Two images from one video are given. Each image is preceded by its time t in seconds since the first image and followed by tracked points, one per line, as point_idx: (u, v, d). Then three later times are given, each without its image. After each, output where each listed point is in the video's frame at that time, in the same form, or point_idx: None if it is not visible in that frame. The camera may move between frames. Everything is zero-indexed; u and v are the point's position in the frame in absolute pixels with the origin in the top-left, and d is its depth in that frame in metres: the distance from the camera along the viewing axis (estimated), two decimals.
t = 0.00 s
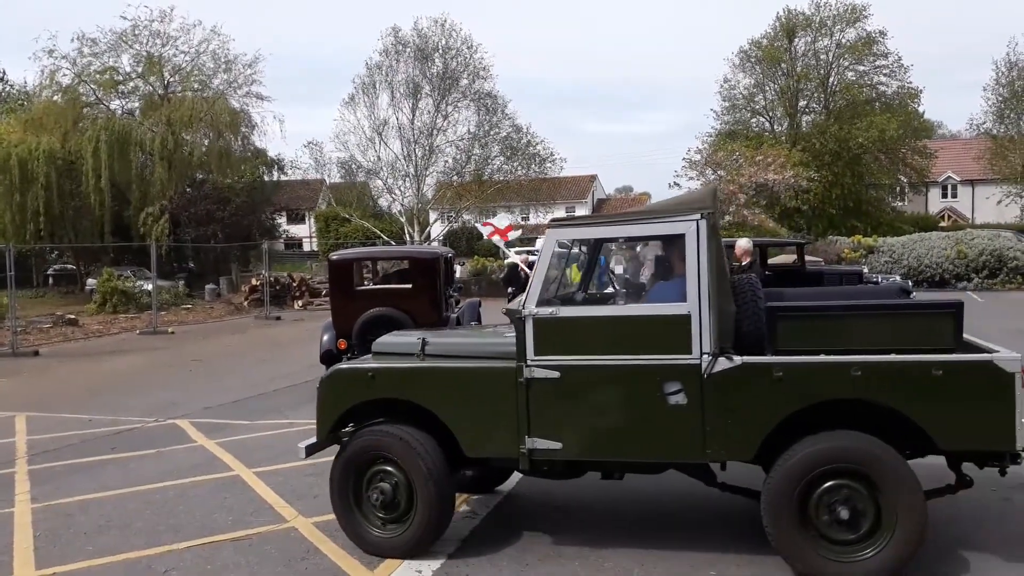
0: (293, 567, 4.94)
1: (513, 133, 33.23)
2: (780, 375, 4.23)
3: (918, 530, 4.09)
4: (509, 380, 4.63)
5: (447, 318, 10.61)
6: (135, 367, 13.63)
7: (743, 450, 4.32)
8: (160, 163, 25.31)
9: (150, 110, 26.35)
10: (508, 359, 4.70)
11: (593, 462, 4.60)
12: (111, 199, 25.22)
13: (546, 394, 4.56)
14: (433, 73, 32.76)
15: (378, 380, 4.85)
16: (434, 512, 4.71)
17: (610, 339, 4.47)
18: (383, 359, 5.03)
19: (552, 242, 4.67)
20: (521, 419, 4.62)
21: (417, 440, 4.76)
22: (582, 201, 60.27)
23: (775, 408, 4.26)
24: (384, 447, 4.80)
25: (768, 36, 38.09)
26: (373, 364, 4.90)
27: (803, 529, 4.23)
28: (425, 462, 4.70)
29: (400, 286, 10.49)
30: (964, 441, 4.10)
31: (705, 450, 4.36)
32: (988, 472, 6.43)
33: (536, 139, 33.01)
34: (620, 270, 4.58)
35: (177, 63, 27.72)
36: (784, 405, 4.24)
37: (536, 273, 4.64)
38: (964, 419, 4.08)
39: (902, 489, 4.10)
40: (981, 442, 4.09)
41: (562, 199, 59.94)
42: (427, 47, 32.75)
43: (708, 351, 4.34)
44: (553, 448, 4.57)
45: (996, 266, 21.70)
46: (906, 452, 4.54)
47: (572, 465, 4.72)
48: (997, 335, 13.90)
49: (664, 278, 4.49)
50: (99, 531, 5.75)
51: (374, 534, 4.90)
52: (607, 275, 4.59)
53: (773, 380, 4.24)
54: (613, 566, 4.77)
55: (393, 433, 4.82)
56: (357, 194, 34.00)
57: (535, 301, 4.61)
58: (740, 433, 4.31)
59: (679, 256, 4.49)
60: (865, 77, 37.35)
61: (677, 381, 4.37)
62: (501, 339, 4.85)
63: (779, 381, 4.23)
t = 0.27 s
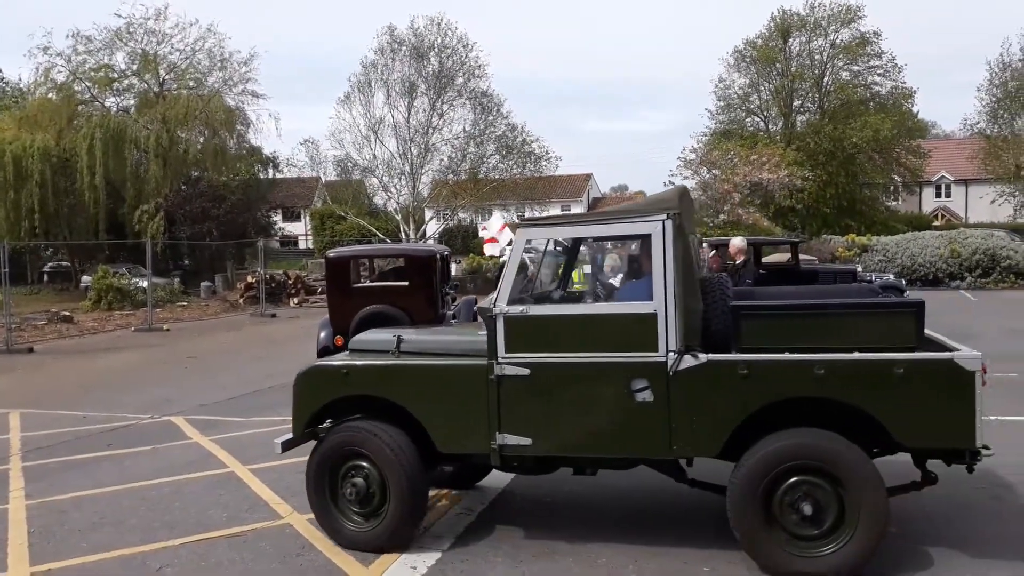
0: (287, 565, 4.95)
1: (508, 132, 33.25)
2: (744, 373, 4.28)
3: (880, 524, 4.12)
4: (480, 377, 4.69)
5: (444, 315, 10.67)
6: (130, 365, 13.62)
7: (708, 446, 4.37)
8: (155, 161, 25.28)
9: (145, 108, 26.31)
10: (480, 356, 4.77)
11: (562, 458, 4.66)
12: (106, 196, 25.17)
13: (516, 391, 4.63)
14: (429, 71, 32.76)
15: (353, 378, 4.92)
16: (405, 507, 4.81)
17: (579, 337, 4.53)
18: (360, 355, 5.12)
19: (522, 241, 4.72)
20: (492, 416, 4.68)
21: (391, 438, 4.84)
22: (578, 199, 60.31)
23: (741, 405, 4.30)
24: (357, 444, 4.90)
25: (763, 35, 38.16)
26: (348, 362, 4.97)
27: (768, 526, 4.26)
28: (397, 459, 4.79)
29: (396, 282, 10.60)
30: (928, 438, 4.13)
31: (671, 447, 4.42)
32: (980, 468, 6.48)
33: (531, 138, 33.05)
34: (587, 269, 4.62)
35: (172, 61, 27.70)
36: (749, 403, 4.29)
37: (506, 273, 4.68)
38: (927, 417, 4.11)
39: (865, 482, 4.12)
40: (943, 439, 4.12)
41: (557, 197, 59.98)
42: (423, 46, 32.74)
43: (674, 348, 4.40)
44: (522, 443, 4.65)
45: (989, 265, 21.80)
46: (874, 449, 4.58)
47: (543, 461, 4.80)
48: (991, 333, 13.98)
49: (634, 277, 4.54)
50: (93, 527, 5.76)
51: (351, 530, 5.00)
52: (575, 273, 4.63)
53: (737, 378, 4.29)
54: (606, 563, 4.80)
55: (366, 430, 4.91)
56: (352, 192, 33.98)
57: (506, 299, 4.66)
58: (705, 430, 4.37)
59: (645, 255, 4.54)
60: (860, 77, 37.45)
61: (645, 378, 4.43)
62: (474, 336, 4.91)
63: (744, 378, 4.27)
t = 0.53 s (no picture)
0: (278, 563, 4.91)
1: (502, 129, 33.21)
2: (705, 372, 4.30)
3: (839, 522, 4.14)
4: (447, 374, 4.71)
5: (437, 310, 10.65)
6: (120, 362, 13.54)
7: (671, 444, 4.39)
8: (147, 156, 25.16)
9: (137, 102, 26.17)
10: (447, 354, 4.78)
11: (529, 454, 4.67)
12: (97, 191, 25.02)
13: (483, 388, 4.64)
14: (423, 68, 32.68)
15: (322, 375, 4.93)
16: (373, 503, 4.84)
17: (544, 335, 4.56)
18: (330, 352, 5.12)
19: (489, 242, 4.76)
20: (459, 412, 4.69)
21: (359, 435, 4.85)
22: (572, 198, 60.31)
23: (702, 404, 4.33)
24: (325, 440, 4.93)
25: (757, 34, 38.19)
26: (317, 358, 4.98)
27: (729, 523, 4.30)
28: (364, 456, 4.81)
29: (389, 280, 10.61)
30: (886, 437, 4.14)
31: (634, 445, 4.44)
32: (971, 467, 6.50)
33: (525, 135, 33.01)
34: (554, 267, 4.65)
35: (164, 56, 27.56)
36: (711, 401, 4.31)
37: (473, 271, 4.70)
38: (885, 417, 4.13)
39: (824, 480, 4.13)
40: (902, 437, 4.13)
41: (551, 195, 59.95)
42: (417, 42, 32.66)
43: (638, 347, 4.42)
44: (489, 440, 4.66)
45: (981, 265, 21.88)
46: (840, 449, 4.59)
47: (512, 457, 4.81)
48: (982, 333, 14.02)
49: (601, 276, 4.57)
50: (83, 525, 5.71)
51: (321, 525, 5.04)
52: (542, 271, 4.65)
53: (699, 376, 4.31)
54: (601, 561, 4.78)
55: (333, 426, 4.93)
56: (346, 188, 33.87)
57: (474, 297, 4.69)
58: (668, 428, 4.39)
59: (608, 255, 4.58)
60: (853, 76, 37.51)
61: (609, 376, 4.45)
62: (442, 334, 4.94)
63: (706, 377, 4.30)
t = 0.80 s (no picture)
0: (275, 564, 4.92)
1: (498, 131, 33.22)
2: (670, 374, 4.34)
3: (801, 523, 4.18)
4: (417, 375, 4.75)
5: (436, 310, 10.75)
6: (117, 364, 13.53)
7: (635, 445, 4.43)
8: (144, 158, 25.16)
9: (135, 104, 26.15)
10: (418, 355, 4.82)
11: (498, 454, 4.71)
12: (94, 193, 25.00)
13: (452, 389, 4.68)
14: (420, 70, 32.70)
15: (296, 376, 4.99)
16: (344, 501, 4.91)
17: (512, 337, 4.60)
18: (307, 354, 5.16)
19: (459, 244, 4.79)
20: (430, 412, 4.73)
21: (333, 435, 4.92)
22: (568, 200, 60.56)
23: (667, 405, 4.36)
24: (298, 439, 5.00)
25: (754, 37, 38.26)
26: (291, 359, 5.03)
27: (693, 523, 4.35)
28: (335, 455, 4.88)
29: (388, 282, 10.64)
30: (845, 439, 4.18)
31: (600, 445, 4.49)
32: (966, 469, 6.53)
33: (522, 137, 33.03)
34: (523, 270, 4.67)
35: (161, 57, 27.51)
36: (675, 402, 4.35)
37: (444, 275, 4.74)
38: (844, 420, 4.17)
39: (786, 482, 4.16)
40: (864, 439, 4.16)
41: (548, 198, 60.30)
42: (414, 44, 32.66)
43: (604, 349, 4.46)
44: (459, 440, 4.70)
45: (977, 268, 21.93)
46: (808, 450, 4.61)
47: (482, 458, 4.85)
48: (977, 335, 14.06)
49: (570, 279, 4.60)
50: (79, 527, 5.71)
51: (295, 522, 5.13)
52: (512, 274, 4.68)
53: (663, 378, 4.36)
54: (597, 562, 4.80)
55: (306, 426, 4.99)
56: (342, 190, 33.85)
57: (445, 300, 4.71)
58: (632, 429, 4.43)
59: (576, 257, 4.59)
60: (850, 79, 37.58)
61: (576, 378, 4.49)
62: (414, 336, 4.97)
63: (670, 378, 4.34)
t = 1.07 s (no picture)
0: (272, 562, 4.91)
1: (495, 128, 33.18)
2: (631, 371, 4.40)
3: (760, 518, 4.24)
4: (386, 372, 4.80)
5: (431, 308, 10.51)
6: (112, 361, 13.50)
7: (599, 440, 4.48)
8: (139, 155, 25.11)
9: (130, 101, 26.07)
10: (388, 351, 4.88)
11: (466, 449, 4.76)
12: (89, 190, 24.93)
13: (422, 385, 4.74)
14: (417, 67, 32.67)
15: (269, 371, 5.09)
16: (315, 495, 5.00)
17: (478, 334, 4.64)
18: (282, 350, 5.25)
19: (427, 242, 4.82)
20: (399, 408, 4.79)
21: (307, 432, 4.99)
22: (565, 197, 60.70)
23: (630, 401, 4.41)
24: (271, 434, 5.09)
25: (750, 34, 38.27)
26: (265, 355, 5.13)
27: (655, 517, 4.42)
28: (306, 450, 4.95)
29: (384, 279, 10.46)
30: (804, 436, 4.20)
31: (564, 440, 4.53)
32: (961, 467, 6.55)
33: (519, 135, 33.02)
34: (489, 267, 4.69)
35: (157, 54, 27.40)
36: (637, 399, 4.40)
37: (412, 273, 4.78)
38: (804, 417, 4.18)
39: (745, 479, 4.22)
40: (821, 435, 4.19)
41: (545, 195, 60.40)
42: (411, 41, 32.61)
43: (569, 346, 4.50)
44: (428, 436, 4.76)
45: (973, 265, 21.97)
46: (775, 448, 4.64)
47: (452, 453, 4.91)
48: (973, 333, 14.09)
49: (536, 276, 4.62)
50: (74, 525, 5.70)
51: (269, 515, 5.22)
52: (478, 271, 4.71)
53: (626, 374, 4.40)
54: (593, 559, 4.81)
55: (280, 421, 5.08)
56: (339, 187, 33.83)
57: (414, 297, 4.77)
58: (595, 425, 4.47)
59: (541, 256, 4.62)
60: (846, 77, 37.62)
61: (540, 374, 4.54)
62: (385, 333, 5.02)
63: (632, 375, 4.39)
